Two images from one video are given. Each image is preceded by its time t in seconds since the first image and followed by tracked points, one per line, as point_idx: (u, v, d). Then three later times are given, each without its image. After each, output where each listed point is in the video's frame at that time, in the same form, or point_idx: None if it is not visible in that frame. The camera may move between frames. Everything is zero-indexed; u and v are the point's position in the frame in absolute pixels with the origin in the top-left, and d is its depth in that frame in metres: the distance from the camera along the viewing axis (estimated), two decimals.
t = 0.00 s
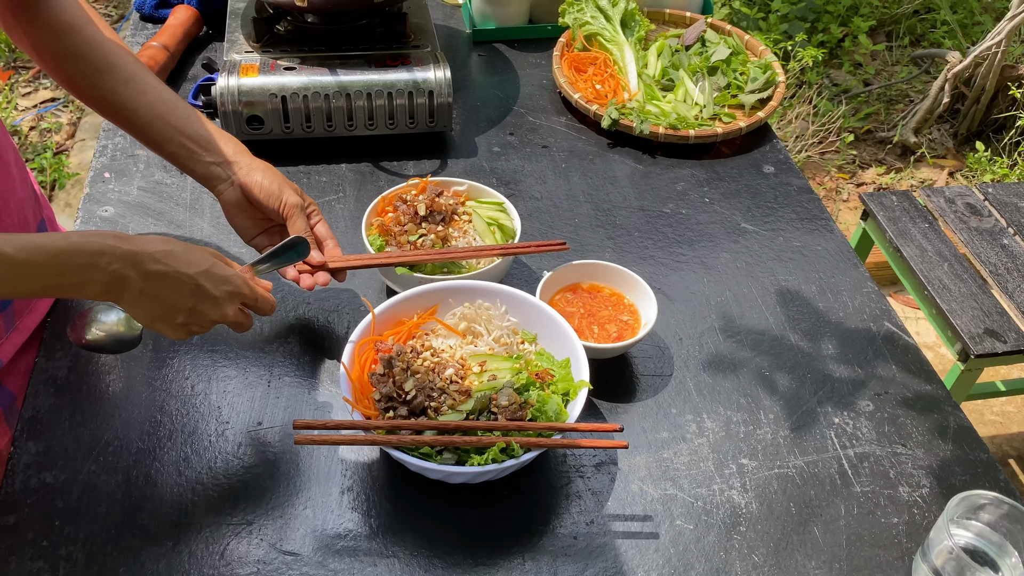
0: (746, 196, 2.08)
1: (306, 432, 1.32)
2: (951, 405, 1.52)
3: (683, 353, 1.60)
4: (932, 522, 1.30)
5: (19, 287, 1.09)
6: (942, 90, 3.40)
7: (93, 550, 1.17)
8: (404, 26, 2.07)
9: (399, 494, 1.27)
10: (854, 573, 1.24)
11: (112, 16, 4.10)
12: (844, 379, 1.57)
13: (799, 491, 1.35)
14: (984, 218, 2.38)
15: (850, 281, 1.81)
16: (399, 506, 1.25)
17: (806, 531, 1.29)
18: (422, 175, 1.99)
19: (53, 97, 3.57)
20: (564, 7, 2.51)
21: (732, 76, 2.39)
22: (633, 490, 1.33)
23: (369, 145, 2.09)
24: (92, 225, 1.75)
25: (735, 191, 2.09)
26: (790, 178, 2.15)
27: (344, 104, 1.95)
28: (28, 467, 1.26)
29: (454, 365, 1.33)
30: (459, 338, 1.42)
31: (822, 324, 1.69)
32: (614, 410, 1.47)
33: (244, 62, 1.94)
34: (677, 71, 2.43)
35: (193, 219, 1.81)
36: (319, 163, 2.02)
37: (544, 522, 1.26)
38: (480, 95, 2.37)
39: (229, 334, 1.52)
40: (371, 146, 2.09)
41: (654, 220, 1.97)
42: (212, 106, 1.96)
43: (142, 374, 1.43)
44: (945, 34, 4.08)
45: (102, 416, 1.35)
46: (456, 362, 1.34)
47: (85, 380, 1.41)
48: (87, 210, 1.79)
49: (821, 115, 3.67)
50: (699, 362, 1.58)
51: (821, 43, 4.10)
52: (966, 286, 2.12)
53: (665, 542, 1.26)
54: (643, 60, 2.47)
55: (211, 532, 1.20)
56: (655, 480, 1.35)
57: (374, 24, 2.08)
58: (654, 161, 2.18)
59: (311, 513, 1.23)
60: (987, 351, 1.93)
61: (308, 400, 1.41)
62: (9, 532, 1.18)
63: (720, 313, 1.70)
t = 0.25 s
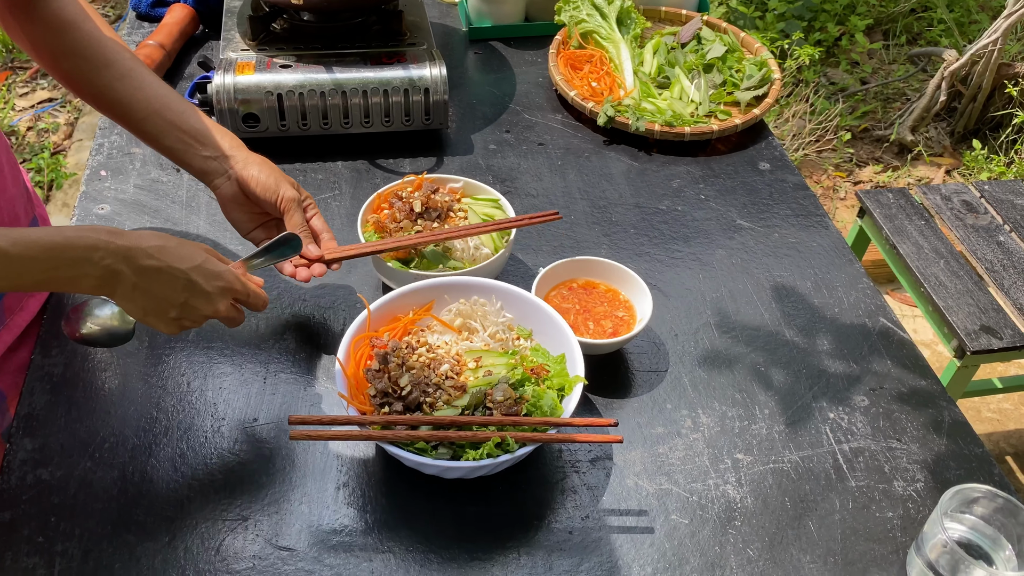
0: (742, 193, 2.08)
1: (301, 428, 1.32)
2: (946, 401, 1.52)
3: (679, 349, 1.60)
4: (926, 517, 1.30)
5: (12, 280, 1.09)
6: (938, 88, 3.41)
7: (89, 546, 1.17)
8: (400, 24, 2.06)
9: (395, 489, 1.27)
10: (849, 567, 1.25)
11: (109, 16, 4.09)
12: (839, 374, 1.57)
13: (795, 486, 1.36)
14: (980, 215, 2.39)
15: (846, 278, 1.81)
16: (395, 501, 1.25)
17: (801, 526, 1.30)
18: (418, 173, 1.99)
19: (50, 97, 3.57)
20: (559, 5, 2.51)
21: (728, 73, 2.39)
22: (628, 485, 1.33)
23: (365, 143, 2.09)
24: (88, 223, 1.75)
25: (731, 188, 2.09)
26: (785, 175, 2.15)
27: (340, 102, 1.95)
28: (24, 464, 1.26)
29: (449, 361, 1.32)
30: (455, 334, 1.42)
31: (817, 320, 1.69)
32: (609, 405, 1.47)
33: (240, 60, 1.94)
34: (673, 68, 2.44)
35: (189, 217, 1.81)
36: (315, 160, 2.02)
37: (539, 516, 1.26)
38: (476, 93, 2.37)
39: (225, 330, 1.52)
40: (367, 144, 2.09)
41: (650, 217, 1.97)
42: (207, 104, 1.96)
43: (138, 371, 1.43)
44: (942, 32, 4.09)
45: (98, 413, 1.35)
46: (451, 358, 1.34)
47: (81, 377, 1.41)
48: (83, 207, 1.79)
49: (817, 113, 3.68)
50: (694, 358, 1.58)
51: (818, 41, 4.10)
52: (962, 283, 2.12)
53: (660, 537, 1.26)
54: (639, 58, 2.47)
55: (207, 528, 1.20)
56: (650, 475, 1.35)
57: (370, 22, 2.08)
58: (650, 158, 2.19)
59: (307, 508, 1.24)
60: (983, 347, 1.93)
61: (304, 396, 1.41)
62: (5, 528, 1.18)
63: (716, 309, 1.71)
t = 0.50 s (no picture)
0: (739, 190, 2.08)
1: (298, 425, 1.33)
2: (942, 397, 1.52)
3: (675, 346, 1.60)
4: (922, 512, 1.31)
5: None
6: (936, 86, 3.41)
7: (86, 542, 1.17)
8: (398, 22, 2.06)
9: (392, 486, 1.27)
10: (845, 562, 1.25)
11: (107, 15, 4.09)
12: (835, 370, 1.57)
13: (791, 481, 1.36)
14: (977, 213, 2.39)
15: (843, 275, 1.82)
16: (392, 498, 1.26)
17: (797, 521, 1.30)
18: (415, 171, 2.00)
19: (49, 97, 3.56)
20: (557, 3, 2.51)
21: (725, 71, 2.40)
22: (625, 481, 1.33)
23: (362, 141, 2.09)
24: (85, 221, 1.76)
25: (728, 186, 2.10)
26: (782, 172, 2.15)
27: (337, 100, 1.95)
28: (22, 461, 1.27)
29: (446, 357, 1.33)
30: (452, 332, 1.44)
31: (813, 317, 1.69)
32: (606, 401, 1.47)
33: (238, 58, 1.94)
34: (670, 66, 2.44)
35: (187, 215, 1.81)
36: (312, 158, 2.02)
37: (536, 512, 1.26)
38: (473, 91, 2.37)
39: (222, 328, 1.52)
40: (364, 142, 2.10)
41: (647, 215, 1.97)
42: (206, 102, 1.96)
43: (135, 368, 1.43)
44: (940, 31, 4.10)
45: (95, 410, 1.35)
46: (448, 354, 1.35)
47: (79, 375, 1.41)
48: (80, 206, 1.79)
49: (815, 112, 3.68)
50: (691, 355, 1.59)
51: (816, 40, 4.11)
52: (959, 280, 2.13)
53: (657, 533, 1.26)
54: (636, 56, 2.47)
55: (204, 524, 1.20)
56: (647, 471, 1.36)
57: (368, 20, 2.07)
58: (647, 156, 2.19)
59: (304, 505, 1.24)
60: (980, 344, 1.94)
61: (301, 393, 1.41)
62: (3, 525, 1.18)
63: (712, 306, 1.71)
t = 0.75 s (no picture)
0: (739, 190, 2.09)
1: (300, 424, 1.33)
2: (941, 395, 1.53)
3: (676, 345, 1.61)
4: (922, 510, 1.32)
5: None
6: (935, 86, 3.42)
7: (90, 541, 1.18)
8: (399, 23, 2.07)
9: (394, 484, 1.28)
10: (845, 560, 1.26)
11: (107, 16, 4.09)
12: (835, 369, 1.58)
13: (791, 480, 1.37)
14: (977, 212, 2.40)
15: (842, 274, 1.82)
16: (394, 497, 1.26)
17: (797, 519, 1.31)
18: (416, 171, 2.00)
19: (49, 97, 3.57)
20: (557, 4, 2.51)
21: (725, 71, 2.40)
22: (626, 480, 1.34)
23: (363, 141, 2.10)
24: (88, 222, 1.76)
25: (728, 185, 2.10)
26: (782, 172, 2.16)
27: (338, 100, 1.96)
28: (26, 460, 1.27)
29: (448, 356, 1.33)
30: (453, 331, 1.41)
31: (813, 316, 1.70)
32: (606, 401, 1.48)
33: (239, 59, 1.94)
34: (670, 66, 2.45)
35: (188, 215, 1.82)
36: (313, 158, 2.03)
37: (537, 511, 1.27)
38: (474, 91, 2.38)
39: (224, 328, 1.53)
40: (365, 142, 2.10)
41: (648, 214, 1.98)
42: (207, 101, 1.97)
43: (138, 369, 1.43)
44: (939, 30, 4.11)
45: (98, 410, 1.36)
46: (450, 353, 1.35)
47: (81, 374, 1.41)
48: (83, 206, 1.80)
49: (815, 111, 3.69)
50: (691, 354, 1.59)
51: (816, 39, 4.12)
52: (959, 279, 2.14)
53: (658, 531, 1.27)
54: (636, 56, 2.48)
55: (207, 523, 1.21)
56: (648, 470, 1.36)
57: (368, 21, 2.08)
58: (647, 156, 2.20)
59: (306, 503, 1.24)
60: (979, 343, 1.95)
61: (302, 393, 1.41)
62: (7, 523, 1.19)
63: (712, 305, 1.72)
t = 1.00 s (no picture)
0: (740, 189, 2.09)
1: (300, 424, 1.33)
2: (943, 395, 1.53)
3: (676, 345, 1.61)
4: (923, 510, 1.31)
5: None
6: (936, 85, 3.41)
7: (89, 542, 1.17)
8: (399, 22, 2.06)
9: (394, 485, 1.27)
10: (847, 561, 1.25)
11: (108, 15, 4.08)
12: (836, 369, 1.58)
13: (792, 481, 1.36)
14: (978, 211, 2.40)
15: (843, 274, 1.82)
16: (394, 497, 1.26)
17: (798, 520, 1.30)
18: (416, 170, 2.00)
19: (49, 97, 3.56)
20: (557, 3, 2.51)
21: (725, 70, 2.40)
22: (626, 480, 1.33)
23: (364, 141, 2.10)
24: (87, 221, 1.76)
25: (729, 185, 2.10)
26: (783, 171, 2.16)
27: (338, 100, 1.95)
28: (25, 461, 1.27)
29: (448, 356, 1.33)
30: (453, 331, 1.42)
31: (814, 316, 1.70)
32: (607, 401, 1.48)
33: (238, 59, 1.94)
34: (671, 65, 2.44)
35: (188, 215, 1.81)
36: (313, 158, 2.02)
37: (538, 511, 1.27)
38: (474, 91, 2.38)
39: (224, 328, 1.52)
40: (365, 142, 2.10)
41: (648, 214, 1.97)
42: (206, 102, 1.95)
43: (137, 369, 1.43)
44: (940, 29, 4.10)
45: (97, 410, 1.36)
46: (450, 354, 1.35)
47: (80, 375, 1.41)
48: (82, 206, 1.80)
49: (815, 111, 3.69)
50: (692, 354, 1.59)
51: (816, 39, 4.11)
52: (960, 279, 2.13)
53: (659, 531, 1.27)
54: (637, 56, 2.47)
55: (207, 523, 1.20)
56: (649, 470, 1.36)
57: (369, 20, 2.08)
58: (648, 155, 2.19)
59: (306, 504, 1.24)
60: (980, 343, 1.94)
61: (302, 393, 1.41)
62: (6, 524, 1.19)
63: (713, 305, 1.71)
